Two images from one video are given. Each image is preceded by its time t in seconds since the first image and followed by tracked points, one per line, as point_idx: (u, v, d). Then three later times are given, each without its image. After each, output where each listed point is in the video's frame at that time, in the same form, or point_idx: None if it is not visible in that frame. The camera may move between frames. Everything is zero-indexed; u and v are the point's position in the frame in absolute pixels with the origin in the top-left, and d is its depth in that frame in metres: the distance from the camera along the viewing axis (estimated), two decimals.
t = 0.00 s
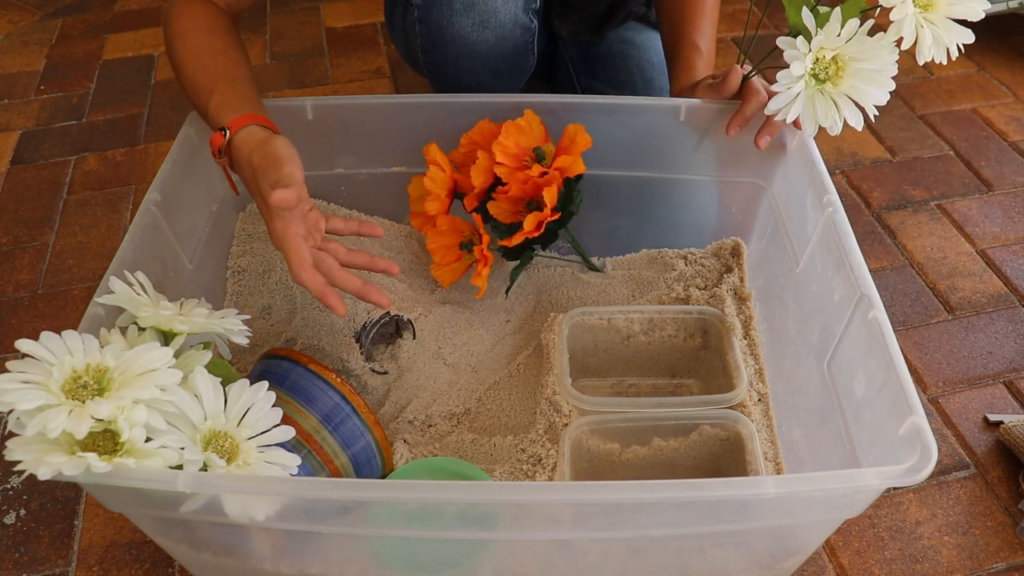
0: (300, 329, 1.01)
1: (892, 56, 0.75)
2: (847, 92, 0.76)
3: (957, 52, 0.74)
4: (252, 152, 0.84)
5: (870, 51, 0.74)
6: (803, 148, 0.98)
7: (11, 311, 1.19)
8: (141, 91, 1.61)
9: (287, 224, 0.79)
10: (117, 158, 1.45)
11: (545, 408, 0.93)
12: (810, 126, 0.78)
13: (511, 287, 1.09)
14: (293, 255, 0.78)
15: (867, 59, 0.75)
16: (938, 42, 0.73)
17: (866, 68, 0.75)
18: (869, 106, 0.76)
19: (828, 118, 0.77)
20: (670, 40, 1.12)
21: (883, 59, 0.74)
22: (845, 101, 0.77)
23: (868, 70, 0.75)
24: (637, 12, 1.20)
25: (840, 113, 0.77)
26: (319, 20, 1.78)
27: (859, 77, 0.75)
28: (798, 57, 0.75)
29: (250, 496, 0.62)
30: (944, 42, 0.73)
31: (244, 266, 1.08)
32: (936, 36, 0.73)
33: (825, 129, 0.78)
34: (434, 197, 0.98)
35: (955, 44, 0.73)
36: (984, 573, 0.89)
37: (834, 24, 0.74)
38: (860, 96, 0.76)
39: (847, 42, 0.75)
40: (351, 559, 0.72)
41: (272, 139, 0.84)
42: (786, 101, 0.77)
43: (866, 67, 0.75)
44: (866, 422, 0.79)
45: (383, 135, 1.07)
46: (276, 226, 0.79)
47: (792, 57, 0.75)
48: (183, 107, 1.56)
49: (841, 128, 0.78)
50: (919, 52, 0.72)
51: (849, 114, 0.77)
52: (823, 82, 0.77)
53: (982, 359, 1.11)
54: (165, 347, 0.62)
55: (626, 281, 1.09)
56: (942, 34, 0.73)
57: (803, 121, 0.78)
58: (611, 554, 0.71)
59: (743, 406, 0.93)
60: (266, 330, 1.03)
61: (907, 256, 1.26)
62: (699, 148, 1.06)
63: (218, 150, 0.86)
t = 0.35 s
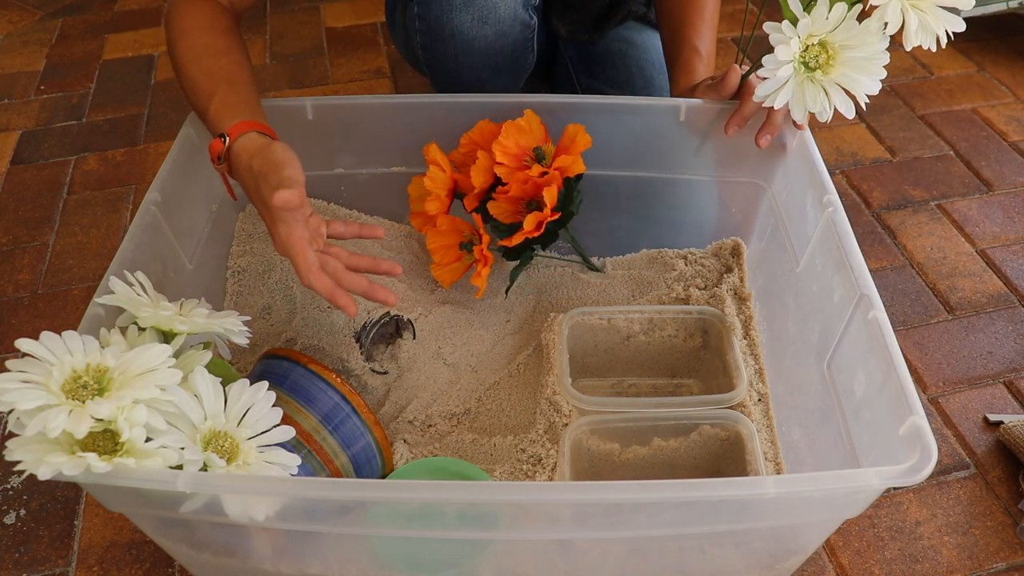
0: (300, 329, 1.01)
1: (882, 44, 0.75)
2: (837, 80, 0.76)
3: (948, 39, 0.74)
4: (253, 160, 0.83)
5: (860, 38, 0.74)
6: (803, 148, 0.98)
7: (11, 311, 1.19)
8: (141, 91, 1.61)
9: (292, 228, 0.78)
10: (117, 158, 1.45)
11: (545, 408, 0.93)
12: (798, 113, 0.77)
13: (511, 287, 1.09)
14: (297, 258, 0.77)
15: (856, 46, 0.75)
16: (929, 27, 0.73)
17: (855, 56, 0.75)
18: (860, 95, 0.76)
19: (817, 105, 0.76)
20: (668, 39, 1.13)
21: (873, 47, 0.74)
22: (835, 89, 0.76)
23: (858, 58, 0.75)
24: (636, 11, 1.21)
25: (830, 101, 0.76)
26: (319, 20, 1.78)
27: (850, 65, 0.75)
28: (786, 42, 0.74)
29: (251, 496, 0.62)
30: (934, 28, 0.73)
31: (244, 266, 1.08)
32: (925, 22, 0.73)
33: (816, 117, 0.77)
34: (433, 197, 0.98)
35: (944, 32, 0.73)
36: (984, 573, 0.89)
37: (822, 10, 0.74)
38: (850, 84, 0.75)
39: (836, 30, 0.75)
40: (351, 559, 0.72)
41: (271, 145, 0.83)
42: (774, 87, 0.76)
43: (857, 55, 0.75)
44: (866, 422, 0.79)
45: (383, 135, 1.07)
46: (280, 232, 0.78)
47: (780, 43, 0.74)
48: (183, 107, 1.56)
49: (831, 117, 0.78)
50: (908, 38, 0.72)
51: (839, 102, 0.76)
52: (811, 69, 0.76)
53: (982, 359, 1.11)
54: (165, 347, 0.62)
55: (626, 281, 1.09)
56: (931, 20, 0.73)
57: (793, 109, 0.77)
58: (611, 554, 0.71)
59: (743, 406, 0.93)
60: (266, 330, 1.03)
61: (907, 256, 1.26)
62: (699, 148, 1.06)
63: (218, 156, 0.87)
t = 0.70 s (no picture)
0: (300, 329, 1.01)
1: (877, 37, 0.75)
2: (830, 74, 0.76)
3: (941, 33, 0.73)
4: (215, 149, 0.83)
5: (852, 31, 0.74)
6: (803, 148, 0.98)
7: (11, 311, 1.19)
8: (141, 91, 1.61)
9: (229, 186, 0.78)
10: (117, 158, 1.45)
11: (545, 408, 0.93)
12: (791, 106, 0.78)
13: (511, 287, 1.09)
14: (227, 214, 0.77)
15: (851, 40, 0.75)
16: (919, 21, 0.72)
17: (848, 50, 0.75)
18: (853, 89, 0.76)
19: (809, 97, 0.76)
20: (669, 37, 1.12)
21: (867, 41, 0.75)
22: (829, 82, 0.76)
23: (851, 52, 0.75)
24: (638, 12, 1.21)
25: (822, 94, 0.77)
26: (319, 20, 1.78)
27: (843, 58, 0.75)
28: (777, 34, 0.74)
29: (251, 496, 0.62)
30: (925, 22, 0.72)
31: (244, 266, 1.08)
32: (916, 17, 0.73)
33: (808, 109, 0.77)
34: (434, 197, 0.98)
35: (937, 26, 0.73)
36: (984, 573, 0.89)
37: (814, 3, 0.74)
38: (842, 77, 0.76)
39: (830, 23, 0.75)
40: (351, 559, 0.72)
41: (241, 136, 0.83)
42: (766, 79, 0.76)
43: (850, 49, 0.75)
44: (866, 422, 0.79)
45: (383, 135, 1.07)
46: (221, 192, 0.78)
47: (772, 34, 0.75)
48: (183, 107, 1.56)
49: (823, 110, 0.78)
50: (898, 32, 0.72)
51: (831, 96, 0.76)
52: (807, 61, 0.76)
53: (982, 359, 1.11)
54: (164, 347, 0.62)
55: (626, 281, 1.09)
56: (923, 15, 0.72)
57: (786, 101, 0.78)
58: (612, 554, 0.71)
59: (743, 406, 0.93)
60: (265, 330, 1.03)
61: (907, 256, 1.26)
62: (699, 148, 1.06)
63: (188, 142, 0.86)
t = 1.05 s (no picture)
0: (301, 329, 1.01)
1: (871, 23, 0.75)
2: (830, 62, 0.75)
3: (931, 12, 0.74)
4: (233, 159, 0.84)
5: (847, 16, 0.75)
6: (803, 148, 0.98)
7: (11, 311, 1.19)
8: (141, 91, 1.61)
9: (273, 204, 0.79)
10: (117, 158, 1.46)
11: (545, 408, 0.93)
12: (796, 100, 0.76)
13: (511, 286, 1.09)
14: (280, 233, 0.78)
15: (845, 28, 0.75)
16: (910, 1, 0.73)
17: (845, 36, 0.75)
18: (854, 75, 0.75)
19: (812, 88, 0.75)
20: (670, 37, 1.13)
21: (862, 27, 0.75)
22: (830, 71, 0.75)
23: (848, 38, 0.75)
24: (638, 11, 1.22)
25: (826, 83, 0.75)
26: (319, 20, 1.78)
27: (841, 45, 0.75)
28: (773, 29, 0.74)
29: (251, 496, 0.62)
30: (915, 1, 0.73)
31: (244, 266, 1.08)
32: None
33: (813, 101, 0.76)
34: (433, 197, 0.98)
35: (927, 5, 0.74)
36: (984, 573, 0.89)
37: None
38: (843, 63, 0.75)
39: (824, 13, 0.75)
40: (351, 559, 0.72)
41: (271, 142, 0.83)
42: (766, 76, 0.76)
43: (846, 36, 0.75)
44: (866, 422, 0.79)
45: (383, 135, 1.07)
46: (263, 208, 0.79)
47: (767, 31, 0.74)
48: (183, 107, 1.56)
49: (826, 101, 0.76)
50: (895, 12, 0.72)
51: (834, 83, 0.75)
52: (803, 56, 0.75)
53: (982, 359, 1.11)
54: (164, 347, 0.62)
55: (626, 281, 1.09)
56: None
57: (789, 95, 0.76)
58: (612, 554, 0.71)
59: (743, 406, 0.93)
60: (266, 330, 1.03)
61: (907, 256, 1.26)
62: (699, 148, 1.06)
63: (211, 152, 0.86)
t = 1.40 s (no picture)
0: (300, 330, 1.01)
1: None
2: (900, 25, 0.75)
3: None
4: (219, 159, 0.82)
5: None
6: (803, 148, 0.98)
7: (11, 311, 1.19)
8: (141, 91, 1.61)
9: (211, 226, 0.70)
10: (117, 158, 1.46)
11: (545, 408, 0.93)
12: (875, 64, 0.76)
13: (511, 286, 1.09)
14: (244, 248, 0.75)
15: None
16: None
17: None
18: (917, 37, 0.76)
19: (892, 52, 0.75)
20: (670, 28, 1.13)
21: None
22: (898, 34, 0.76)
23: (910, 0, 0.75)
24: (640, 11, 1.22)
25: (900, 46, 0.76)
26: (319, 20, 1.78)
27: (902, 10, 0.75)
28: None
29: (251, 496, 0.62)
30: None
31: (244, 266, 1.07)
32: None
33: (891, 65, 0.76)
34: (434, 197, 0.98)
35: None
36: (984, 573, 0.89)
37: None
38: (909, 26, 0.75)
39: None
40: (351, 559, 0.72)
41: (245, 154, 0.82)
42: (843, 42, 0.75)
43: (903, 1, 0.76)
44: (866, 422, 0.79)
45: (383, 135, 1.07)
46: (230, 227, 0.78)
47: None
48: (183, 107, 1.56)
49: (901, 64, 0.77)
50: None
51: (906, 46, 0.76)
52: (870, 23, 0.76)
53: (983, 359, 1.11)
54: (165, 346, 0.62)
55: (626, 281, 1.09)
56: None
57: (865, 61, 0.76)
58: (612, 554, 0.71)
59: (743, 406, 0.93)
60: (266, 330, 1.03)
61: (907, 256, 1.26)
62: (699, 148, 1.06)
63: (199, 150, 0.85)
